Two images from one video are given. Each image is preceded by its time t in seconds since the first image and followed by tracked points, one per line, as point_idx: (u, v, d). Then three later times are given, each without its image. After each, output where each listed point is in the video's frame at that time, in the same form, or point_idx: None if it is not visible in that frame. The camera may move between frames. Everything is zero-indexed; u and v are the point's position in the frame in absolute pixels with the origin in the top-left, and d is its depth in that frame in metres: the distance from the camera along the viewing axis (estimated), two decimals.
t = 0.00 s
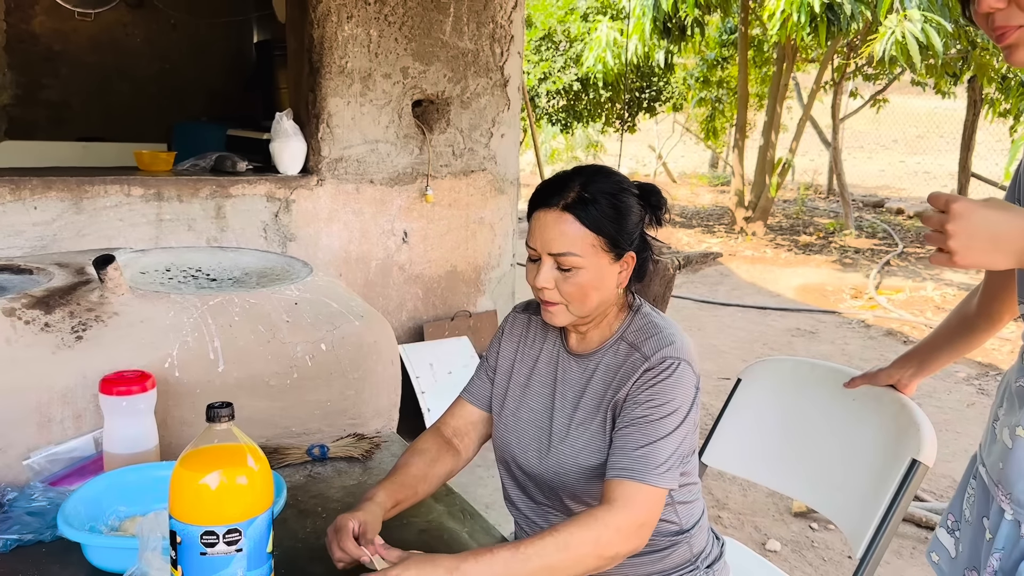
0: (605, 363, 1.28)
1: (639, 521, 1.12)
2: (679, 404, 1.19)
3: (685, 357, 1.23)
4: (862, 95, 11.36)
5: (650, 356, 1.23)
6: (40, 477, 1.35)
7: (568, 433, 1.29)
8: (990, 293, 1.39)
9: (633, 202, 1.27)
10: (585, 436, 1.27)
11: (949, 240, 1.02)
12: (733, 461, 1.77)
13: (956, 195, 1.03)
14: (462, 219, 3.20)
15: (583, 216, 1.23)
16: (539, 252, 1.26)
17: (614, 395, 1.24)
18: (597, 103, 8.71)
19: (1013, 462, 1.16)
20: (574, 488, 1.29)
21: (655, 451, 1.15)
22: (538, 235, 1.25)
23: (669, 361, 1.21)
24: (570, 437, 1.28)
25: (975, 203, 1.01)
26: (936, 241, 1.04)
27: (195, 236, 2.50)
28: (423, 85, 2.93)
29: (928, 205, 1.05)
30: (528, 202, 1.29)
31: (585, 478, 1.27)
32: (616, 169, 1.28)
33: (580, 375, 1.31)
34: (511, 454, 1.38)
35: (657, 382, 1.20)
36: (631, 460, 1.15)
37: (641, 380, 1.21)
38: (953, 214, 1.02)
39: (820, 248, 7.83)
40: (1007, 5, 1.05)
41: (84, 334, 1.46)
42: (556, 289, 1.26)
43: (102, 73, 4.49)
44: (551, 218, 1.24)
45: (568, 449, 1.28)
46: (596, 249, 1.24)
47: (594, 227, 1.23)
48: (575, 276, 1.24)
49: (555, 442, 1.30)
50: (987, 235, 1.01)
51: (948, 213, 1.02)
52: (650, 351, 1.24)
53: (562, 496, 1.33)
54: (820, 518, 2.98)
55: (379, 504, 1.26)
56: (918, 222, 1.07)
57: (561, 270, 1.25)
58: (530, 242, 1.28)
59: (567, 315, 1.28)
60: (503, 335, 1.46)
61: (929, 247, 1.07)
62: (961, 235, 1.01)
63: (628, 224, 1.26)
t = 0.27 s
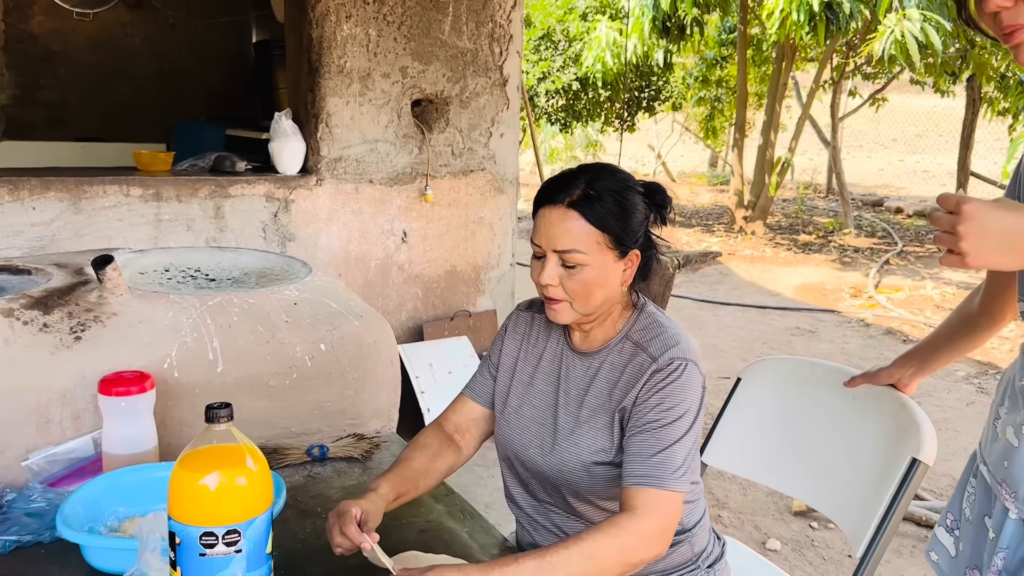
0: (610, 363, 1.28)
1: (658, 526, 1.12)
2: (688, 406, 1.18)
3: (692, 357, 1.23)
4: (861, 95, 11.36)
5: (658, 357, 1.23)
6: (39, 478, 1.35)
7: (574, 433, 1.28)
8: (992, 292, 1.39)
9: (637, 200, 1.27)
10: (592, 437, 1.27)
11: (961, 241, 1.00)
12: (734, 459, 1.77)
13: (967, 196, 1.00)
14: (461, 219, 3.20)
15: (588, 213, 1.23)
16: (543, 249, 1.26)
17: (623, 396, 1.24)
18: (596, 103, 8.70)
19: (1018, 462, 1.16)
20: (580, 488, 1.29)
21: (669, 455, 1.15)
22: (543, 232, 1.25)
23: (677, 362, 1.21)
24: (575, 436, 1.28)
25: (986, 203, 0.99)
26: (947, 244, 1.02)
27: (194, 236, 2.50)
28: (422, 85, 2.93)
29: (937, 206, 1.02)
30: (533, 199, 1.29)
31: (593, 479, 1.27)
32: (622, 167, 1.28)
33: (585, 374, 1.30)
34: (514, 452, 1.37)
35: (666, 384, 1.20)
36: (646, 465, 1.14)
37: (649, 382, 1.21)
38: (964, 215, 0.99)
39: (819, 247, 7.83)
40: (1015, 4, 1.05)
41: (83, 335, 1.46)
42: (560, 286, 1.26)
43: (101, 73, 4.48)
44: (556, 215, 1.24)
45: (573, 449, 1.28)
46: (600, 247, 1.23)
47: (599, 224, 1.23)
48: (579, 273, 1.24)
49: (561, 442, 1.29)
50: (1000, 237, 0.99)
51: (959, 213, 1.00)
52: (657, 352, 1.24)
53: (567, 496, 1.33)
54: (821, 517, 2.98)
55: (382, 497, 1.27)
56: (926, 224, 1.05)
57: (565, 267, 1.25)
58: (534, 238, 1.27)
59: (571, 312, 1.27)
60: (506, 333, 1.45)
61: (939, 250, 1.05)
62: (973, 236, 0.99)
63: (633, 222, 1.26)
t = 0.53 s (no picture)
0: (613, 359, 1.28)
1: (661, 523, 1.12)
2: (692, 404, 1.18)
3: (695, 355, 1.23)
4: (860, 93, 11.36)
5: (661, 354, 1.23)
6: (37, 477, 1.35)
7: (576, 430, 1.28)
8: (989, 288, 1.39)
9: (639, 196, 1.27)
10: (594, 433, 1.27)
11: (961, 235, 1.00)
12: (733, 458, 1.77)
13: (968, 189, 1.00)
14: (460, 218, 3.20)
15: (589, 210, 1.22)
16: (545, 245, 1.26)
17: (625, 394, 1.24)
18: (594, 101, 8.70)
19: (1012, 457, 1.16)
20: (583, 485, 1.29)
21: (672, 452, 1.15)
22: (545, 228, 1.25)
23: (681, 360, 1.21)
24: (577, 433, 1.28)
25: (988, 196, 0.99)
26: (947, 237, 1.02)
27: (192, 235, 2.50)
28: (421, 83, 2.93)
29: (938, 198, 1.02)
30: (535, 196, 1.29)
31: (595, 476, 1.27)
32: (624, 163, 1.28)
33: (589, 371, 1.30)
34: (516, 449, 1.37)
35: (669, 382, 1.20)
36: (649, 462, 1.14)
37: (653, 379, 1.21)
38: (965, 209, 0.99)
39: (818, 246, 7.83)
40: None
41: (80, 334, 1.46)
42: (562, 282, 1.26)
43: (98, 73, 4.48)
44: (557, 212, 1.24)
45: (575, 446, 1.27)
46: (602, 242, 1.23)
47: (600, 220, 1.23)
48: (581, 269, 1.24)
49: (563, 439, 1.29)
50: (1001, 232, 0.99)
51: (960, 207, 1.00)
52: (660, 349, 1.24)
53: (570, 492, 1.32)
54: (820, 515, 2.98)
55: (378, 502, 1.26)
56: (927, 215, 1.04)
57: (567, 263, 1.25)
58: (536, 235, 1.28)
59: (574, 309, 1.27)
60: (509, 330, 1.45)
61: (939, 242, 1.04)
62: (974, 229, 0.99)
63: (635, 217, 1.26)
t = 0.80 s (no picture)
0: (615, 355, 1.27)
1: (661, 517, 1.11)
2: (694, 398, 1.18)
3: (697, 350, 1.23)
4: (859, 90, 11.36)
5: (663, 349, 1.23)
6: (36, 476, 1.34)
7: (578, 424, 1.28)
8: (989, 287, 1.36)
9: (641, 192, 1.26)
10: (596, 427, 1.26)
11: (956, 229, 0.99)
12: (733, 456, 1.77)
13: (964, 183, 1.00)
14: (459, 216, 3.19)
15: (591, 204, 1.23)
16: (547, 241, 1.27)
17: (627, 389, 1.23)
18: (593, 99, 8.70)
19: (997, 449, 1.16)
20: (584, 479, 1.29)
21: (674, 446, 1.15)
22: (547, 224, 1.25)
23: (682, 355, 1.21)
24: (578, 428, 1.28)
25: (983, 191, 0.99)
26: (943, 231, 1.01)
27: (190, 233, 2.49)
28: (419, 81, 2.92)
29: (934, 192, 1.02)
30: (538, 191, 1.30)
31: (596, 471, 1.27)
32: (626, 158, 1.27)
33: (590, 366, 1.30)
34: (518, 444, 1.37)
35: (670, 377, 1.20)
36: (651, 456, 1.14)
37: (654, 373, 1.21)
38: (960, 203, 0.99)
39: (817, 243, 7.84)
40: None
41: (79, 332, 1.45)
42: (564, 277, 1.26)
43: (96, 71, 4.47)
44: (559, 207, 1.24)
45: (576, 440, 1.27)
46: (603, 237, 1.23)
47: (601, 215, 1.23)
48: (582, 264, 1.24)
49: (565, 433, 1.29)
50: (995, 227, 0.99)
51: (955, 201, 0.99)
52: (662, 344, 1.23)
53: (571, 487, 1.32)
54: (819, 513, 2.98)
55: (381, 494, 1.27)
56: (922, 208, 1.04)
57: (569, 258, 1.25)
58: (539, 231, 1.28)
59: (576, 304, 1.27)
60: (512, 326, 1.45)
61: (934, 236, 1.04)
62: (969, 224, 0.99)
63: (636, 212, 1.25)
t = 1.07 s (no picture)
0: (615, 348, 1.28)
1: (667, 502, 1.12)
2: (696, 387, 1.19)
3: (698, 341, 1.24)
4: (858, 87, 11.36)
5: (665, 340, 1.24)
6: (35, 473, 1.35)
7: (580, 416, 1.28)
8: (978, 275, 1.40)
9: (640, 185, 1.28)
10: (597, 419, 1.27)
11: (917, 226, 1.03)
12: (732, 454, 1.77)
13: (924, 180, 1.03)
14: (458, 213, 3.19)
15: (591, 197, 1.24)
16: (547, 234, 1.28)
17: (629, 380, 1.24)
18: (592, 97, 8.69)
19: (989, 433, 1.18)
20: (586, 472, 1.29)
21: (677, 434, 1.15)
22: (546, 217, 1.27)
23: (684, 345, 1.22)
24: (580, 420, 1.28)
25: (941, 188, 1.02)
26: (905, 227, 1.05)
27: (189, 230, 2.49)
28: (418, 78, 2.92)
29: (896, 188, 1.05)
30: (538, 187, 1.31)
31: (598, 462, 1.27)
32: (625, 154, 1.29)
33: (591, 359, 1.31)
34: (518, 439, 1.37)
35: (672, 367, 1.21)
36: (655, 442, 1.15)
37: (657, 364, 1.22)
38: (920, 201, 1.02)
39: (816, 241, 7.84)
40: None
41: (77, 330, 1.45)
42: (563, 270, 1.27)
43: (94, 68, 4.46)
44: (558, 200, 1.25)
45: (578, 432, 1.28)
46: (603, 230, 1.25)
47: (602, 208, 1.24)
48: (582, 257, 1.25)
49: (566, 425, 1.30)
50: (954, 223, 1.03)
51: (915, 198, 1.03)
52: (663, 336, 1.25)
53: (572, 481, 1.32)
54: (817, 510, 2.99)
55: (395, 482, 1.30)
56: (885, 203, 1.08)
57: (568, 251, 1.26)
58: (539, 225, 1.29)
59: (576, 297, 1.28)
60: (512, 324, 1.46)
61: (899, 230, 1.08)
62: (930, 221, 1.02)
63: (636, 206, 1.27)
